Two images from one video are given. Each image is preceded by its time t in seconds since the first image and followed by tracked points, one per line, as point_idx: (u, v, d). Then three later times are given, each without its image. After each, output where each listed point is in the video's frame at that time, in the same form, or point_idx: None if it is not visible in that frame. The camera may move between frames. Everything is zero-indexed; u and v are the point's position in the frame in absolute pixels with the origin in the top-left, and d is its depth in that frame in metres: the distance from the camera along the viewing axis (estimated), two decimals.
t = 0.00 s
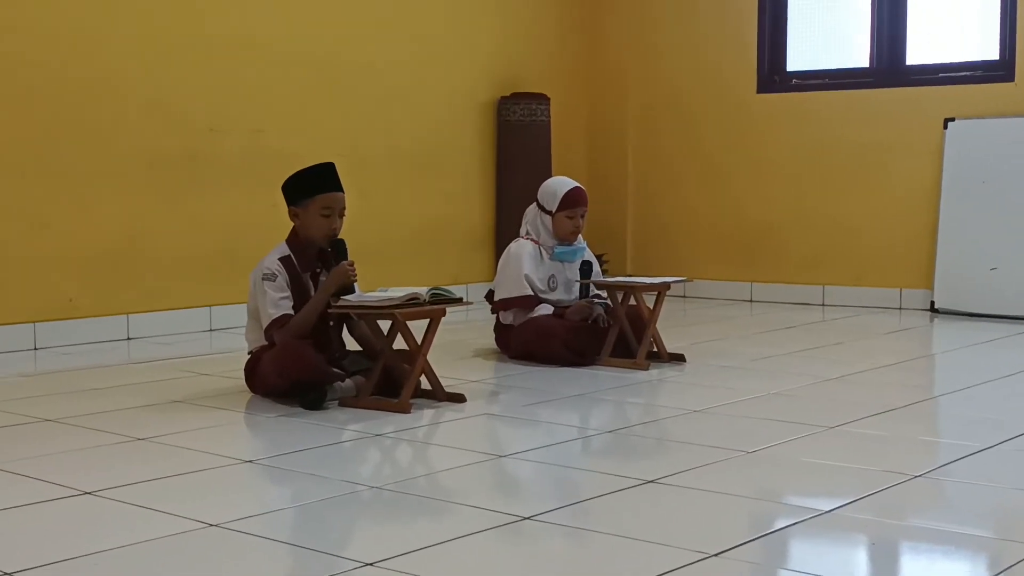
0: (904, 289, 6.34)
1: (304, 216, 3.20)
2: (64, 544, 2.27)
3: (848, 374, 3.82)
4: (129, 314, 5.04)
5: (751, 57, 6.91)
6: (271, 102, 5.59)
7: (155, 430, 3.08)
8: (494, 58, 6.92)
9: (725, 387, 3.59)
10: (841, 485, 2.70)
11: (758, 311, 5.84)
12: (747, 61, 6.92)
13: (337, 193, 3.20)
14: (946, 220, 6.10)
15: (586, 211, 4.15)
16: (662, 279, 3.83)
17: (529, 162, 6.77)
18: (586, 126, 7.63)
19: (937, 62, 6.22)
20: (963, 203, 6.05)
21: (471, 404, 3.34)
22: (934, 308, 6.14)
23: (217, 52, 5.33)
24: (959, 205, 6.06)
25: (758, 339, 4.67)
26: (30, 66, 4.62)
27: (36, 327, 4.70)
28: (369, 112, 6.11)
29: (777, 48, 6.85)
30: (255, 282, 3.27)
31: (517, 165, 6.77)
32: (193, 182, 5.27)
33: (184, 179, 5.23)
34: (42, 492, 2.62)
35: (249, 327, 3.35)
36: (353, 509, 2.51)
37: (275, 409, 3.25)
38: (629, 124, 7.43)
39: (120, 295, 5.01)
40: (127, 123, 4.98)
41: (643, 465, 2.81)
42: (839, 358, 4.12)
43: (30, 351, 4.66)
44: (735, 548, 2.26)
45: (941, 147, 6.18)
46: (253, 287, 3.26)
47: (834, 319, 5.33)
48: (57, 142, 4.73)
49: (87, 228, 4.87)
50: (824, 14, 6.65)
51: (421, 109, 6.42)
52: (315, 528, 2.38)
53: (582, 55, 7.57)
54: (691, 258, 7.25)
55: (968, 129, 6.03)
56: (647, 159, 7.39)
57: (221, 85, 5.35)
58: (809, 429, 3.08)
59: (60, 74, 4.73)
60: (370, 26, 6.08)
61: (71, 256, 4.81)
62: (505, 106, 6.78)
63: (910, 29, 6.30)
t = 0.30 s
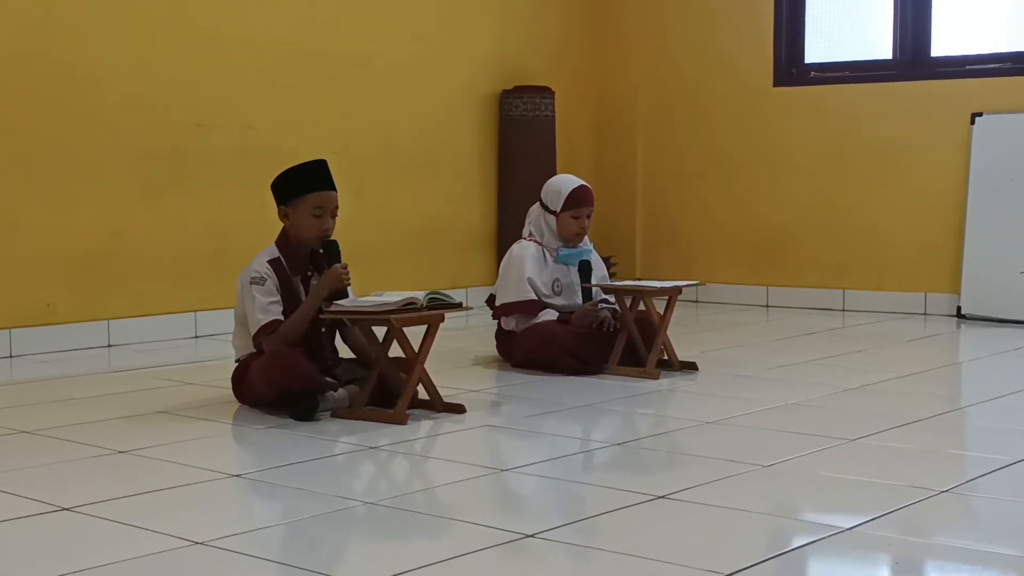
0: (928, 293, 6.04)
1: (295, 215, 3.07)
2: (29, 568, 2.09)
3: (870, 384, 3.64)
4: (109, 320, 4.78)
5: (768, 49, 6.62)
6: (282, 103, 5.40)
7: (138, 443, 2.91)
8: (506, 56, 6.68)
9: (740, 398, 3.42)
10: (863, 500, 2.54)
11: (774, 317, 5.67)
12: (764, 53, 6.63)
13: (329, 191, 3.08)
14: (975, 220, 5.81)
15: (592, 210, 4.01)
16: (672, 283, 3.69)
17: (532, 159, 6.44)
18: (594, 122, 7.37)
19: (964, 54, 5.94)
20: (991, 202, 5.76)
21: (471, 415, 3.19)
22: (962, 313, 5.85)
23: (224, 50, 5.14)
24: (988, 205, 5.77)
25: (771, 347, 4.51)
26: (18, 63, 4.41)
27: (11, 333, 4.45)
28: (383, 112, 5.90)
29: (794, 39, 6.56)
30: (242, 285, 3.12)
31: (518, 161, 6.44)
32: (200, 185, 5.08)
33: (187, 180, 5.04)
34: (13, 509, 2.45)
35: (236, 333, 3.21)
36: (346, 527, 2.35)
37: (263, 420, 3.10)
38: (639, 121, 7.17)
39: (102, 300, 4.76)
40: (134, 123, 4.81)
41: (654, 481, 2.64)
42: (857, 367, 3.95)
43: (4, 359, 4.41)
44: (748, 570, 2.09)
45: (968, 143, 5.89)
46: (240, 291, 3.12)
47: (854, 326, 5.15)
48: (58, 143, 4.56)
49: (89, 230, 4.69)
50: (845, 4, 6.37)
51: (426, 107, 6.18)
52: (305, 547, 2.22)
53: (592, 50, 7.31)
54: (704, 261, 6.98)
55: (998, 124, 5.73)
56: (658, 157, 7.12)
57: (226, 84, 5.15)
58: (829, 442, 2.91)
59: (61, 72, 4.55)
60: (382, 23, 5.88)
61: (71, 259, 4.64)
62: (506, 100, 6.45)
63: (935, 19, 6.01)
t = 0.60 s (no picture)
0: (959, 299, 5.78)
1: (286, 216, 2.96)
2: None
3: (897, 396, 3.47)
4: (90, 327, 4.57)
5: (789, 41, 6.33)
6: (285, 104, 5.24)
7: (122, 458, 2.76)
8: (515, 54, 6.46)
9: (760, 410, 3.26)
10: (894, 517, 2.38)
11: (794, 325, 5.48)
12: (784, 44, 6.35)
13: (321, 191, 2.96)
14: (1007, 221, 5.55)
15: (601, 211, 3.86)
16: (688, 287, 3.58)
17: (538, 155, 6.20)
18: (602, 118, 7.08)
19: (997, 45, 5.68)
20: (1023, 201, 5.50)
21: (473, 428, 3.04)
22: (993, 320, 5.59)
23: (226, 49, 4.98)
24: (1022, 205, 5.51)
25: (789, 356, 4.35)
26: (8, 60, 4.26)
27: None
28: (390, 114, 5.74)
29: (816, 29, 6.27)
30: (231, 290, 2.99)
31: (525, 157, 6.20)
32: (200, 188, 4.93)
33: (183, 183, 4.87)
34: None
35: (225, 341, 3.06)
36: (340, 547, 2.19)
37: (253, 433, 2.96)
38: (650, 118, 6.88)
39: (87, 305, 4.57)
40: (132, 124, 4.67)
41: (669, 497, 2.48)
42: (881, 377, 3.79)
43: None
44: None
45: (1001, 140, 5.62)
46: (229, 297, 3.00)
47: (879, 335, 4.98)
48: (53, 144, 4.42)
49: (87, 233, 4.55)
50: None
51: (432, 108, 5.98)
52: (297, 568, 2.06)
53: (599, 46, 7.02)
54: (721, 264, 6.68)
55: None
56: (671, 156, 6.83)
57: (227, 84, 4.99)
58: (855, 456, 2.75)
59: (58, 70, 4.41)
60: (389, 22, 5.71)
61: (67, 264, 4.49)
62: (512, 94, 6.22)
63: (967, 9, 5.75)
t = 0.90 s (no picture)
0: (989, 304, 5.54)
1: (279, 217, 2.88)
2: None
3: (924, 408, 3.32)
4: (70, 334, 4.43)
5: (809, 34, 6.09)
6: (283, 105, 5.13)
7: (105, 473, 2.62)
8: (523, 53, 6.30)
9: (779, 423, 3.12)
10: (918, 533, 2.24)
11: (816, 333, 5.31)
12: (805, 35, 6.11)
13: (315, 191, 2.87)
14: None
15: (610, 212, 3.72)
16: (702, 293, 3.46)
17: (543, 157, 6.06)
18: (611, 115, 6.83)
19: None
20: None
21: (476, 441, 2.91)
22: None
23: (222, 49, 4.88)
24: None
25: (807, 365, 4.19)
26: None
27: None
28: (392, 116, 5.62)
29: (839, 19, 6.02)
30: (219, 296, 2.90)
31: (530, 159, 6.06)
32: (196, 190, 4.82)
33: (176, 186, 4.75)
34: None
35: (213, 349, 2.96)
36: (329, 568, 2.04)
37: (242, 447, 2.83)
38: (664, 117, 6.63)
39: (71, 311, 4.44)
40: (126, 125, 4.57)
41: (681, 514, 2.33)
42: (905, 388, 3.64)
43: None
44: None
45: None
46: (217, 302, 2.91)
47: (900, 343, 4.82)
48: (46, 145, 4.32)
49: (80, 236, 4.45)
50: None
51: (435, 110, 5.85)
52: None
53: (607, 44, 6.79)
54: (739, 269, 6.42)
55: None
56: (686, 157, 6.59)
57: (224, 85, 4.89)
58: (879, 471, 2.61)
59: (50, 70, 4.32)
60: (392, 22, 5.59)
61: (58, 268, 4.39)
62: (516, 88, 6.08)
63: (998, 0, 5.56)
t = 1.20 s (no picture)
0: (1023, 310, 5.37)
1: (272, 217, 2.81)
2: None
3: (951, 420, 3.18)
4: (47, 340, 4.33)
5: (829, 25, 5.96)
6: (280, 105, 5.04)
7: (86, 488, 2.50)
8: (528, 52, 6.18)
9: (796, 435, 2.99)
10: (947, 550, 2.10)
11: (837, 340, 5.16)
12: (825, 27, 5.97)
13: (309, 190, 2.82)
14: None
15: (618, 211, 3.60)
16: (717, 298, 3.34)
17: (548, 158, 5.93)
18: (622, 113, 6.69)
19: None
20: None
21: (478, 455, 2.78)
22: None
23: (219, 47, 4.80)
24: None
25: (827, 374, 4.05)
26: None
27: None
28: (393, 117, 5.52)
29: (862, 9, 5.88)
30: (207, 299, 2.84)
31: (535, 160, 5.93)
32: (187, 192, 4.73)
33: (164, 188, 4.66)
34: None
35: (201, 357, 2.90)
36: None
37: (232, 460, 2.74)
38: (677, 116, 6.51)
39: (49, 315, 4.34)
40: (115, 125, 4.49)
41: (692, 530, 2.20)
42: (931, 399, 3.50)
43: None
44: None
45: None
46: (205, 307, 2.84)
47: (926, 351, 4.66)
48: (32, 143, 4.26)
49: (67, 239, 4.38)
50: None
51: (438, 111, 5.73)
52: None
53: (617, 40, 6.65)
54: (755, 272, 6.29)
55: None
56: (700, 157, 6.46)
57: (219, 85, 4.81)
58: (903, 487, 2.47)
59: (36, 68, 4.25)
60: (393, 21, 5.49)
61: (42, 270, 4.31)
62: (521, 80, 5.96)
63: None
